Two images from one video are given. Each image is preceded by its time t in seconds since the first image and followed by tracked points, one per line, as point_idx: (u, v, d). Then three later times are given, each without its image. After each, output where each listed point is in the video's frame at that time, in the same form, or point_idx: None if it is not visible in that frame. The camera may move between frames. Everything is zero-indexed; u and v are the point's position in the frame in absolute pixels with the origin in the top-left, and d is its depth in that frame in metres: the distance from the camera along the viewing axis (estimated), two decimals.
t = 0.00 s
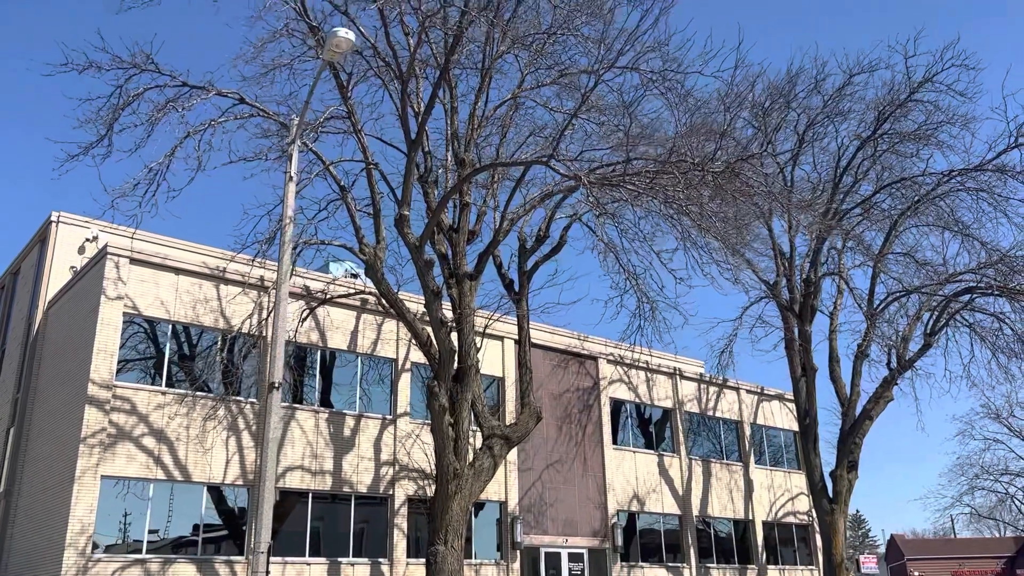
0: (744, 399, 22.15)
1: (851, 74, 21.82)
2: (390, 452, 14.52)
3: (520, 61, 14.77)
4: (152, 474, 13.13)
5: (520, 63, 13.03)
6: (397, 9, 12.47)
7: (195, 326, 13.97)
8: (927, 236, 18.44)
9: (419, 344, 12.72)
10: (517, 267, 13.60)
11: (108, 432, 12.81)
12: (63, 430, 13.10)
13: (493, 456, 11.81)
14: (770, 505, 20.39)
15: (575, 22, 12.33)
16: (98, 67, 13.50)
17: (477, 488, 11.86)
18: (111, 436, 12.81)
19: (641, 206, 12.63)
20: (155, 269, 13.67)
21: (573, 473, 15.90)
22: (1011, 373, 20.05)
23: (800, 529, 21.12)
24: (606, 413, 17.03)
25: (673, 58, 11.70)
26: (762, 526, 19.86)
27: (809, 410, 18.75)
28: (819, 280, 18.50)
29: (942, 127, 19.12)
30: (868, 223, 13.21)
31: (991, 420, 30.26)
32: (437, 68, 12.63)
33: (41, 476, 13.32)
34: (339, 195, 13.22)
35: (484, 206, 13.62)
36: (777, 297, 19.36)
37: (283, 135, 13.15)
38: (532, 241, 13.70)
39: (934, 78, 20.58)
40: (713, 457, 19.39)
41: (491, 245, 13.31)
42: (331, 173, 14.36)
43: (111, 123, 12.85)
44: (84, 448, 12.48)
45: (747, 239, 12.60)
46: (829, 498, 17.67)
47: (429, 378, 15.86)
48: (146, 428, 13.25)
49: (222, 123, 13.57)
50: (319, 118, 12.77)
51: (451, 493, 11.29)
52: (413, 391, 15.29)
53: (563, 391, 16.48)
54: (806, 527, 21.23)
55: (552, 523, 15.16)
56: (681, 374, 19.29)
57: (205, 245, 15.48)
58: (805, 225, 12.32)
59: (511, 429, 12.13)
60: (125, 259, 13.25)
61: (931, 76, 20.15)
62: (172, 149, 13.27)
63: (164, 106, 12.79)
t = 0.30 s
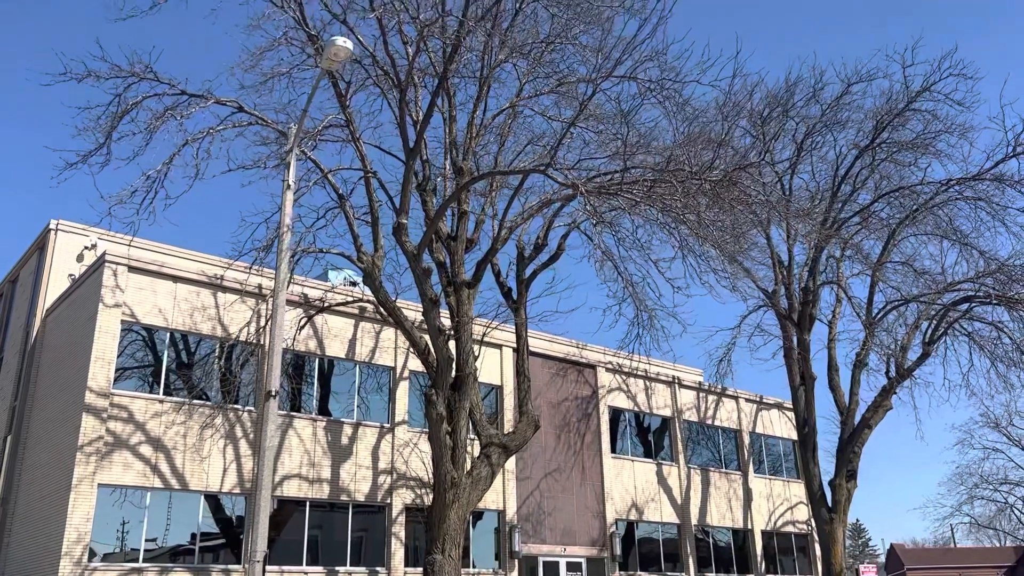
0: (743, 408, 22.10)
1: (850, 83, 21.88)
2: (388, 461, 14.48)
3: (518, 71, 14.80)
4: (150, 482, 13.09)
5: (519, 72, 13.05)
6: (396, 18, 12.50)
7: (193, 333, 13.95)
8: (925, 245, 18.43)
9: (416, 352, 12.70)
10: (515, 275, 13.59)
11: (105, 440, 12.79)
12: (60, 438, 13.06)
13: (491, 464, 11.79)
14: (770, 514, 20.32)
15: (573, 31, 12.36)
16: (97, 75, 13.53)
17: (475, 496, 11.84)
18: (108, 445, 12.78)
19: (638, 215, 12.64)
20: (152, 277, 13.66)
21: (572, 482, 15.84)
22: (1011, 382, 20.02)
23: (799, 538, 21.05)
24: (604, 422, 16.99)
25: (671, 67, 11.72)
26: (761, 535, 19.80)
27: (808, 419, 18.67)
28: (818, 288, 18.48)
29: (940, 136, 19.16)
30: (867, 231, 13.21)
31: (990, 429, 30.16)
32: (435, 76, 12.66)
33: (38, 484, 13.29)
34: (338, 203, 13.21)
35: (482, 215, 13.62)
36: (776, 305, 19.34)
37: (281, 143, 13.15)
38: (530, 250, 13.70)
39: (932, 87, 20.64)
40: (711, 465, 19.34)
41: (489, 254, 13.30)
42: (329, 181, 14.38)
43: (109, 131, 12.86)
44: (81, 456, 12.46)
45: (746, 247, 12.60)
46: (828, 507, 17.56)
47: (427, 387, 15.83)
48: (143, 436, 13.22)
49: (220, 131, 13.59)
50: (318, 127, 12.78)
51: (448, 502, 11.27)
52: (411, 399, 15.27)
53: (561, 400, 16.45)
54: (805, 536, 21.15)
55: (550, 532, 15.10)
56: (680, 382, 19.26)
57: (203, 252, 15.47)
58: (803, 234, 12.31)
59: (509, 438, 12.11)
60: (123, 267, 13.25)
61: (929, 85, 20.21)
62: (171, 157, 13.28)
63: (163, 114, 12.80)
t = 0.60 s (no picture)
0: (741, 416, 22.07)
1: (847, 93, 21.97)
2: (385, 469, 14.44)
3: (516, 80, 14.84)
4: (146, 490, 13.05)
5: (517, 81, 13.06)
6: (394, 27, 12.54)
7: (190, 341, 13.93)
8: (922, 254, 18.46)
9: (414, 360, 12.69)
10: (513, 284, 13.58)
11: (102, 448, 12.75)
12: (57, 446, 13.02)
13: (488, 473, 11.77)
14: (768, 523, 20.28)
15: (570, 40, 12.40)
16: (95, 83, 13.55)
17: (472, 505, 11.80)
18: (104, 452, 12.75)
19: (636, 224, 12.65)
20: (149, 284, 13.65)
21: (569, 491, 15.80)
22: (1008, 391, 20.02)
23: (797, 547, 21.03)
24: (602, 430, 16.96)
25: (668, 77, 11.74)
26: (759, 545, 19.78)
27: (806, 428, 18.62)
28: (816, 297, 18.48)
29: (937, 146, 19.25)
30: (865, 240, 13.20)
31: (987, 437, 30.16)
32: (434, 85, 12.68)
33: (35, 493, 13.24)
34: (336, 211, 13.21)
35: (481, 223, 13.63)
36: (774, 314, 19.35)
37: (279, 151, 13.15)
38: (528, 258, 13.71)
39: (928, 97, 20.75)
40: (709, 474, 19.31)
41: (487, 262, 13.30)
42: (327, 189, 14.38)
43: (108, 139, 12.87)
44: (77, 464, 12.41)
45: (743, 256, 12.60)
46: (826, 516, 17.50)
47: (425, 395, 15.81)
48: (140, 444, 13.19)
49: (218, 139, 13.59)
50: (316, 135, 12.79)
51: (445, 511, 11.24)
52: (408, 407, 15.25)
53: (559, 408, 16.42)
54: (803, 545, 21.10)
55: (547, 541, 15.05)
56: (678, 391, 19.23)
57: (200, 260, 15.45)
58: (800, 243, 12.32)
59: (507, 446, 12.08)
60: (120, 275, 13.23)
61: (925, 96, 20.32)
62: (168, 165, 13.27)
63: (161, 122, 12.81)
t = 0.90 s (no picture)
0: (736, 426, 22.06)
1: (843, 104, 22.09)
2: (380, 478, 14.39)
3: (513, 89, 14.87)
4: (139, 498, 13.01)
5: (514, 91, 13.08)
6: (392, 36, 12.59)
7: (186, 348, 13.90)
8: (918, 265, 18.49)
9: (409, 368, 12.68)
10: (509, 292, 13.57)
11: (95, 455, 12.71)
12: (51, 453, 12.97)
13: (483, 482, 11.75)
14: (763, 534, 20.25)
15: (567, 51, 12.45)
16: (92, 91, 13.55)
17: (467, 515, 11.76)
18: (98, 460, 12.71)
19: (632, 233, 12.70)
20: (145, 291, 13.62)
21: (565, 500, 15.76)
22: (1004, 402, 20.06)
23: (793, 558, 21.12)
24: (598, 440, 16.94)
25: (664, 88, 11.79)
26: (754, 556, 19.77)
27: (801, 438, 18.45)
28: (813, 306, 18.48)
29: (932, 157, 19.34)
30: (860, 251, 13.21)
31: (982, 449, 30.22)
32: (430, 94, 12.72)
33: (28, 500, 13.17)
34: (332, 219, 13.22)
35: (477, 231, 13.63)
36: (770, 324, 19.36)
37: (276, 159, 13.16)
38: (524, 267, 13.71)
39: (924, 110, 20.86)
40: (705, 484, 19.29)
41: (482, 270, 13.30)
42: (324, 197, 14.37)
43: (105, 146, 12.88)
44: (70, 471, 12.36)
45: (738, 266, 12.65)
46: (821, 527, 17.48)
47: (420, 404, 15.79)
48: (133, 452, 13.15)
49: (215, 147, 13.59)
50: (313, 143, 12.80)
51: (439, 520, 11.20)
52: (404, 416, 15.21)
53: (555, 417, 16.39)
54: (798, 555, 21.08)
55: (542, 550, 15.00)
56: (674, 401, 19.20)
57: (196, 267, 15.44)
58: (796, 254, 12.33)
59: (502, 456, 12.06)
60: (116, 282, 13.21)
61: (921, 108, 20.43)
62: (165, 173, 13.27)
63: (158, 130, 12.83)
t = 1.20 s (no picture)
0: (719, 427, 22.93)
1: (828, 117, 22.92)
2: (383, 476, 15.17)
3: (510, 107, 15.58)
4: (155, 494, 13.76)
5: (512, 110, 13.75)
6: (396, 58, 13.27)
7: (200, 352, 14.63)
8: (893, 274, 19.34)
9: (410, 373, 13.44)
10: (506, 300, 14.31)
11: (113, 453, 13.46)
12: (72, 452, 13.72)
13: (480, 481, 12.59)
14: (743, 528, 21.17)
15: (562, 73, 13.11)
16: (110, 106, 14.22)
17: (466, 511, 12.57)
18: (116, 457, 13.45)
19: (622, 246, 13.38)
20: (161, 298, 14.33)
21: (558, 497, 16.58)
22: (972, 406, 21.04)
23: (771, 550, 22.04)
24: (589, 441, 17.76)
25: (653, 108, 12.46)
26: (735, 549, 20.67)
27: (780, 438, 19.12)
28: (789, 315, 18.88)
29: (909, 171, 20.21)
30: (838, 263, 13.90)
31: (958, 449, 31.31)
32: (432, 113, 13.42)
33: (50, 496, 13.94)
34: (339, 230, 13.92)
35: (476, 243, 14.34)
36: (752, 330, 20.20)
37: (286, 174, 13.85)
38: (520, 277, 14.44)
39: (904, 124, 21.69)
40: (690, 482, 20.14)
41: (481, 280, 14.04)
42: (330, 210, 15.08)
43: (124, 160, 13.56)
44: (90, 468, 13.13)
45: (723, 277, 13.33)
46: (797, 521, 17.89)
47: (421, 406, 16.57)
48: (149, 450, 13.90)
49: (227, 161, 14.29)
50: (320, 159, 13.47)
51: (440, 516, 12.01)
52: (406, 417, 15.99)
53: (549, 420, 17.18)
54: (777, 549, 22.01)
55: (536, 544, 15.81)
56: (661, 404, 20.02)
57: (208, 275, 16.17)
58: (776, 266, 13.07)
59: (498, 456, 12.89)
60: (133, 289, 13.92)
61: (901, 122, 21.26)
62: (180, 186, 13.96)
63: (174, 146, 13.52)
